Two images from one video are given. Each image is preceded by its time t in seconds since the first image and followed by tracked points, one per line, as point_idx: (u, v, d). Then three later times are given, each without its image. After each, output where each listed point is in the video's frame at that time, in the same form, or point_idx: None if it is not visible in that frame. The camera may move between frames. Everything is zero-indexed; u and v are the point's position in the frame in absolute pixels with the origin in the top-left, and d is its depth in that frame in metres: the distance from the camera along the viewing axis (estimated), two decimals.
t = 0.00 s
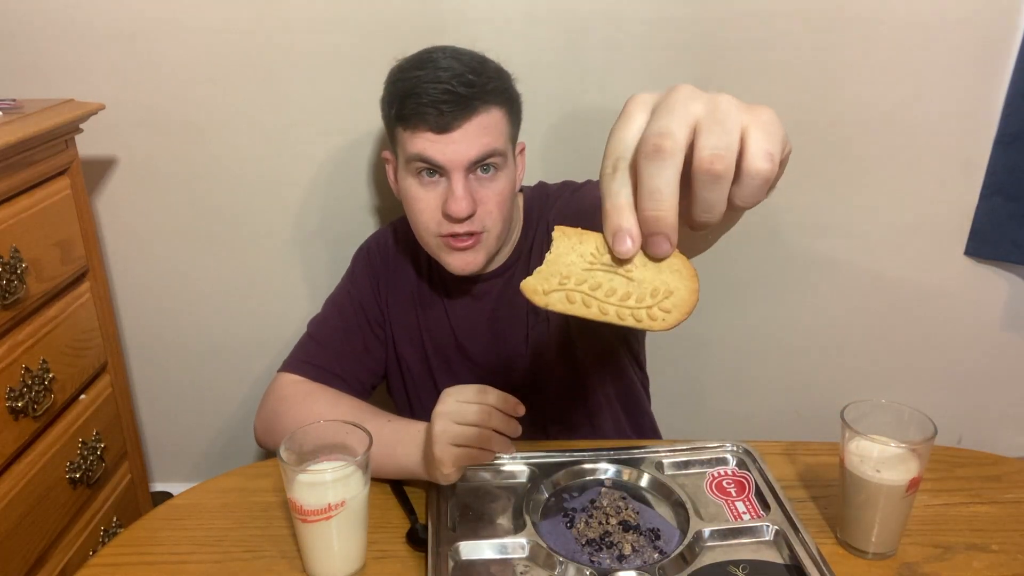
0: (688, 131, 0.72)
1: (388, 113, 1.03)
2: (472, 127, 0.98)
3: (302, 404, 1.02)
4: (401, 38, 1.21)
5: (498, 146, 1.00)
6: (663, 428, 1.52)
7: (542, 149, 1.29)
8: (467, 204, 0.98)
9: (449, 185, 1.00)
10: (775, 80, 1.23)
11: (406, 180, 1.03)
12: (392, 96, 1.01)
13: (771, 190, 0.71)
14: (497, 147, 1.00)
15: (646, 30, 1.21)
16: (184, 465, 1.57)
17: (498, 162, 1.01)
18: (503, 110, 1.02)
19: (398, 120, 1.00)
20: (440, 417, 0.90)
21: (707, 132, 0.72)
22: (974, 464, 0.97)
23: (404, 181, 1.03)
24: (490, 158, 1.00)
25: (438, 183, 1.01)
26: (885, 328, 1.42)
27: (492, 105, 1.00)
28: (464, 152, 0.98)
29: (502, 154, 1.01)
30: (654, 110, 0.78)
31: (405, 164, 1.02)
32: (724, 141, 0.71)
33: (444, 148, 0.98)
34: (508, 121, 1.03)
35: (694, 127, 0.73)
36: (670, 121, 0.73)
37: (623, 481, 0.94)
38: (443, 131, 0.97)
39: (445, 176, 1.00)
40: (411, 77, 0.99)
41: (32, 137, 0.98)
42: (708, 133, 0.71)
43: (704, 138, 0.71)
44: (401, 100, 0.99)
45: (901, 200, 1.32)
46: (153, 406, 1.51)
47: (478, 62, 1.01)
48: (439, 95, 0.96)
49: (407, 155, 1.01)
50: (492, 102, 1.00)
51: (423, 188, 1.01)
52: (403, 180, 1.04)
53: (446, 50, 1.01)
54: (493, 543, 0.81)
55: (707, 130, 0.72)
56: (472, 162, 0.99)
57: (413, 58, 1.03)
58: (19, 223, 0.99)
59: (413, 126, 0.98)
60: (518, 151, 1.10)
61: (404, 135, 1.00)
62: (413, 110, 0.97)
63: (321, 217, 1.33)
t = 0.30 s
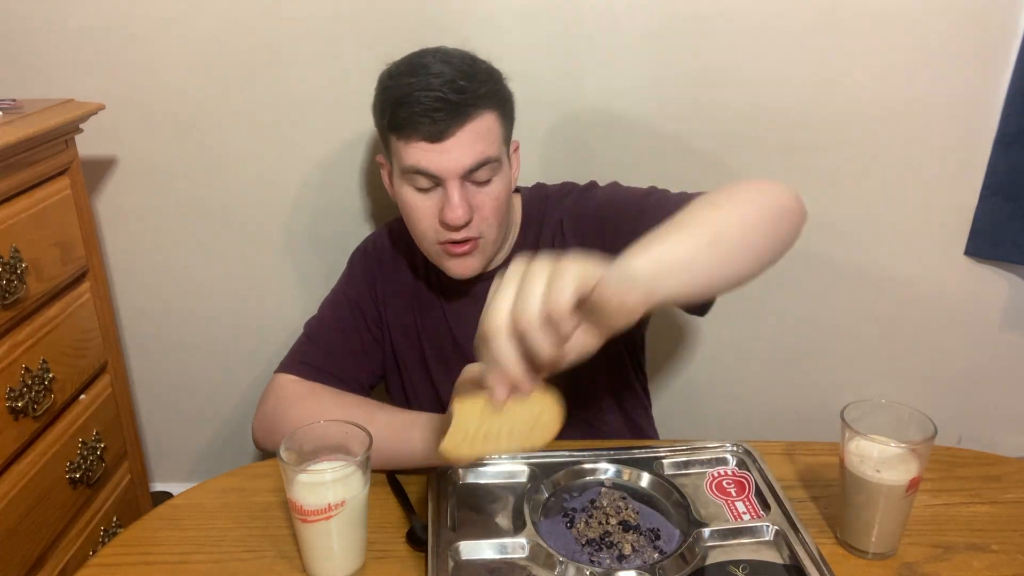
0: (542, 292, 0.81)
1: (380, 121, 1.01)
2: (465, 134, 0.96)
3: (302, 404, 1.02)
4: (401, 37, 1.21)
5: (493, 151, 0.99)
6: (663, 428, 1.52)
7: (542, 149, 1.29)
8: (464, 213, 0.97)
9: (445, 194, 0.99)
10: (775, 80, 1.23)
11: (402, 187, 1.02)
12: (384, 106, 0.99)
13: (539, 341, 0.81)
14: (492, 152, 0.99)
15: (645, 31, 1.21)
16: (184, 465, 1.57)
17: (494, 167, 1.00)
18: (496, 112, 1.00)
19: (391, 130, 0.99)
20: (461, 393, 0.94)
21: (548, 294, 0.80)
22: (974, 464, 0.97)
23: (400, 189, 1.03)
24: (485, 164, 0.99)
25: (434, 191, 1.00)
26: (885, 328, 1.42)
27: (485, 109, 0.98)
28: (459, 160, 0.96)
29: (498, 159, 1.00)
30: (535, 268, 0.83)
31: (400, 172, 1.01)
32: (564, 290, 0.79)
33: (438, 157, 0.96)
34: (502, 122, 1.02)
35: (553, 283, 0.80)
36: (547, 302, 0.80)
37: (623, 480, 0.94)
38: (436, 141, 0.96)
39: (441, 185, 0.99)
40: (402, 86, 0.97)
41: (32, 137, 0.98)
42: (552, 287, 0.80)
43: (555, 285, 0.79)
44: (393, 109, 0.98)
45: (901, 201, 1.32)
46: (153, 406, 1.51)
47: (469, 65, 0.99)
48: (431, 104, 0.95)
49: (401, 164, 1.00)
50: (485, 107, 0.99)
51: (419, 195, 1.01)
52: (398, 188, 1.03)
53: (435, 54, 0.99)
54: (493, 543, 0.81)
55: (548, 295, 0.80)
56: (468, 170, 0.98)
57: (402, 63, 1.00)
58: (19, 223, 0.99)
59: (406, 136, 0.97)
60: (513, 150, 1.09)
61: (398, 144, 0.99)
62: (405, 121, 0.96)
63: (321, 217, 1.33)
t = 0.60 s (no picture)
0: (510, 480, 0.77)
1: (389, 121, 1.01)
2: (475, 135, 0.96)
3: (303, 404, 1.02)
4: (400, 37, 1.21)
5: (502, 153, 0.99)
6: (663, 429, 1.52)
7: (542, 149, 1.29)
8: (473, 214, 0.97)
9: (454, 195, 0.99)
10: (774, 80, 1.23)
11: (410, 187, 1.02)
12: (393, 105, 0.99)
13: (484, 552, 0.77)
14: (501, 153, 0.99)
15: (645, 31, 1.21)
16: (184, 465, 1.57)
17: (503, 169, 1.00)
18: (504, 112, 1.00)
19: (400, 130, 0.98)
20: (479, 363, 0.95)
21: (512, 492, 0.76)
22: (974, 464, 0.97)
23: (409, 190, 1.03)
24: (494, 166, 0.99)
25: (443, 192, 1.00)
26: (884, 329, 1.42)
27: (494, 109, 0.98)
28: (469, 161, 0.96)
29: (507, 160, 1.00)
30: (511, 476, 0.78)
31: (409, 173, 1.01)
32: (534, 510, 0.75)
33: (447, 159, 0.96)
34: (511, 122, 1.02)
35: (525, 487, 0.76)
36: (498, 520, 0.76)
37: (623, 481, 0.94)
38: (445, 141, 0.96)
39: (450, 186, 0.99)
40: (411, 87, 0.97)
41: (32, 137, 0.98)
42: (516, 498, 0.76)
43: (522, 509, 0.75)
44: (402, 109, 0.97)
45: (901, 201, 1.32)
46: (153, 406, 1.51)
47: (478, 65, 0.99)
48: (440, 105, 0.95)
49: (410, 165, 1.00)
50: (494, 107, 0.99)
51: (428, 196, 1.01)
52: (407, 189, 1.03)
53: (444, 54, 0.99)
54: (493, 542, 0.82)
55: (513, 493, 0.76)
56: (477, 172, 0.97)
57: (411, 63, 1.00)
58: (20, 223, 0.99)
59: (415, 137, 0.97)
60: (522, 148, 1.09)
61: (407, 145, 0.99)
62: (414, 121, 0.96)
63: (321, 217, 1.33)
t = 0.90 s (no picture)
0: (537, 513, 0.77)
1: (404, 123, 1.00)
2: (495, 139, 0.95)
3: (303, 404, 1.02)
4: (400, 37, 1.21)
5: (520, 157, 0.98)
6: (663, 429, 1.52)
7: (542, 149, 1.29)
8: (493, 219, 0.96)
9: (473, 200, 0.98)
10: (775, 80, 1.23)
11: (427, 191, 1.01)
12: (409, 108, 0.98)
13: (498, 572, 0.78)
14: (519, 156, 0.98)
15: (645, 31, 1.21)
16: (184, 464, 1.57)
17: (520, 173, 0.99)
18: (521, 115, 0.99)
19: (418, 133, 0.97)
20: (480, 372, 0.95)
21: (538, 524, 0.77)
22: (974, 464, 0.97)
23: (425, 194, 1.01)
24: (513, 170, 0.98)
25: (462, 196, 0.99)
26: (884, 329, 1.42)
27: (513, 113, 0.97)
28: (489, 166, 0.95)
29: (524, 164, 0.99)
30: (538, 509, 0.78)
31: (426, 178, 0.99)
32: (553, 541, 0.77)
33: (468, 164, 0.95)
34: (526, 125, 1.01)
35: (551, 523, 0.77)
36: (522, 551, 0.76)
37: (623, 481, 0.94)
38: (466, 147, 0.95)
39: (469, 191, 0.98)
40: (428, 89, 0.95)
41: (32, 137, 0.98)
42: (540, 530, 0.77)
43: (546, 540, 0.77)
44: (419, 114, 0.96)
45: (901, 201, 1.32)
46: (153, 406, 1.51)
47: (495, 67, 0.97)
48: (460, 109, 0.93)
49: (427, 170, 0.98)
50: (512, 110, 0.98)
51: (446, 201, 1.00)
52: (423, 192, 1.02)
53: (460, 56, 0.97)
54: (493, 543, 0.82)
55: (537, 525, 0.77)
56: (497, 177, 0.97)
57: (425, 63, 0.99)
58: (20, 222, 0.99)
59: (435, 141, 0.95)
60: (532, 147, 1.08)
61: (425, 149, 0.97)
62: (433, 125, 0.94)
63: (321, 217, 1.33)
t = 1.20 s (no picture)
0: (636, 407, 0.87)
1: (406, 128, 0.98)
2: (499, 143, 0.94)
3: (303, 404, 1.02)
4: (400, 37, 1.21)
5: (523, 160, 0.97)
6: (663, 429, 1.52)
7: (542, 150, 1.29)
8: (500, 224, 0.96)
9: (478, 205, 0.97)
10: (775, 80, 1.23)
11: (431, 196, 1.00)
12: (411, 113, 0.96)
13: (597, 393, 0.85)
14: (523, 159, 0.97)
15: (645, 31, 1.21)
16: (184, 464, 1.57)
17: (524, 176, 0.99)
18: (524, 118, 0.98)
19: (421, 139, 0.96)
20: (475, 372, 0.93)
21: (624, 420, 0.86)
22: (974, 464, 0.97)
23: (429, 199, 1.00)
24: (517, 174, 0.97)
25: (467, 202, 0.98)
26: (884, 329, 1.42)
27: (515, 117, 0.96)
28: (495, 171, 0.95)
29: (527, 167, 0.99)
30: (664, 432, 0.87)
31: (430, 183, 0.98)
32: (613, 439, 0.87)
33: (474, 170, 0.94)
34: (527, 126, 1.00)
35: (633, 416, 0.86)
36: (634, 458, 0.87)
37: (623, 481, 0.94)
38: (472, 153, 0.94)
39: (474, 197, 0.97)
40: (432, 95, 0.94)
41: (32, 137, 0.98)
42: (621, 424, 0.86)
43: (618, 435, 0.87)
44: (422, 120, 0.94)
45: (901, 201, 1.32)
46: (153, 406, 1.51)
47: (496, 70, 0.96)
48: (465, 114, 0.92)
49: (432, 176, 0.97)
50: (515, 114, 0.96)
51: (451, 206, 0.99)
52: (426, 197, 1.00)
53: (461, 59, 0.96)
54: (493, 543, 0.82)
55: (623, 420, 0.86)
56: (502, 182, 0.96)
57: (425, 67, 0.97)
58: (20, 222, 0.99)
59: (439, 147, 0.94)
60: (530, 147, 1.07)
61: (429, 154, 0.96)
62: (438, 131, 0.93)
63: (321, 217, 1.33)
